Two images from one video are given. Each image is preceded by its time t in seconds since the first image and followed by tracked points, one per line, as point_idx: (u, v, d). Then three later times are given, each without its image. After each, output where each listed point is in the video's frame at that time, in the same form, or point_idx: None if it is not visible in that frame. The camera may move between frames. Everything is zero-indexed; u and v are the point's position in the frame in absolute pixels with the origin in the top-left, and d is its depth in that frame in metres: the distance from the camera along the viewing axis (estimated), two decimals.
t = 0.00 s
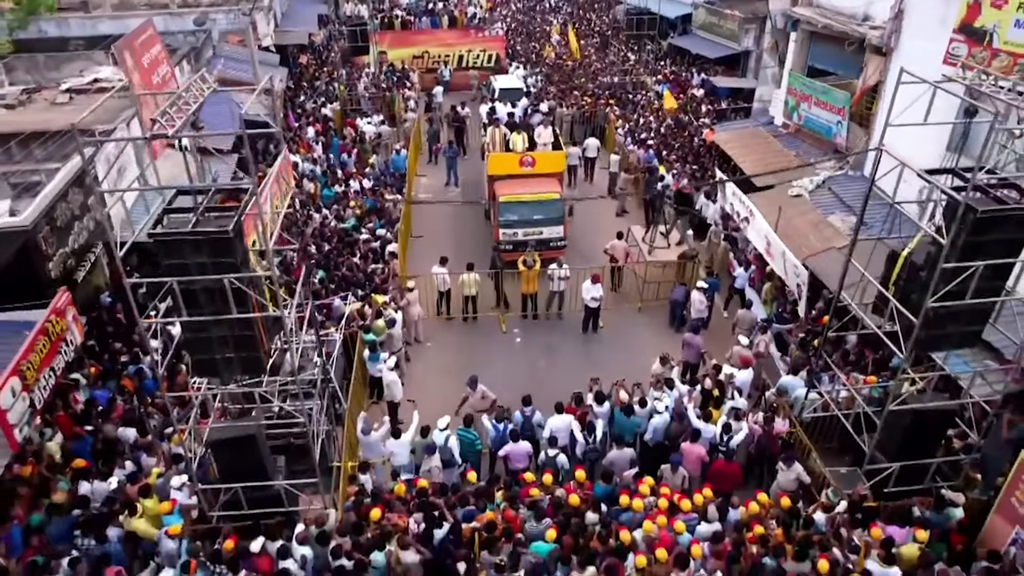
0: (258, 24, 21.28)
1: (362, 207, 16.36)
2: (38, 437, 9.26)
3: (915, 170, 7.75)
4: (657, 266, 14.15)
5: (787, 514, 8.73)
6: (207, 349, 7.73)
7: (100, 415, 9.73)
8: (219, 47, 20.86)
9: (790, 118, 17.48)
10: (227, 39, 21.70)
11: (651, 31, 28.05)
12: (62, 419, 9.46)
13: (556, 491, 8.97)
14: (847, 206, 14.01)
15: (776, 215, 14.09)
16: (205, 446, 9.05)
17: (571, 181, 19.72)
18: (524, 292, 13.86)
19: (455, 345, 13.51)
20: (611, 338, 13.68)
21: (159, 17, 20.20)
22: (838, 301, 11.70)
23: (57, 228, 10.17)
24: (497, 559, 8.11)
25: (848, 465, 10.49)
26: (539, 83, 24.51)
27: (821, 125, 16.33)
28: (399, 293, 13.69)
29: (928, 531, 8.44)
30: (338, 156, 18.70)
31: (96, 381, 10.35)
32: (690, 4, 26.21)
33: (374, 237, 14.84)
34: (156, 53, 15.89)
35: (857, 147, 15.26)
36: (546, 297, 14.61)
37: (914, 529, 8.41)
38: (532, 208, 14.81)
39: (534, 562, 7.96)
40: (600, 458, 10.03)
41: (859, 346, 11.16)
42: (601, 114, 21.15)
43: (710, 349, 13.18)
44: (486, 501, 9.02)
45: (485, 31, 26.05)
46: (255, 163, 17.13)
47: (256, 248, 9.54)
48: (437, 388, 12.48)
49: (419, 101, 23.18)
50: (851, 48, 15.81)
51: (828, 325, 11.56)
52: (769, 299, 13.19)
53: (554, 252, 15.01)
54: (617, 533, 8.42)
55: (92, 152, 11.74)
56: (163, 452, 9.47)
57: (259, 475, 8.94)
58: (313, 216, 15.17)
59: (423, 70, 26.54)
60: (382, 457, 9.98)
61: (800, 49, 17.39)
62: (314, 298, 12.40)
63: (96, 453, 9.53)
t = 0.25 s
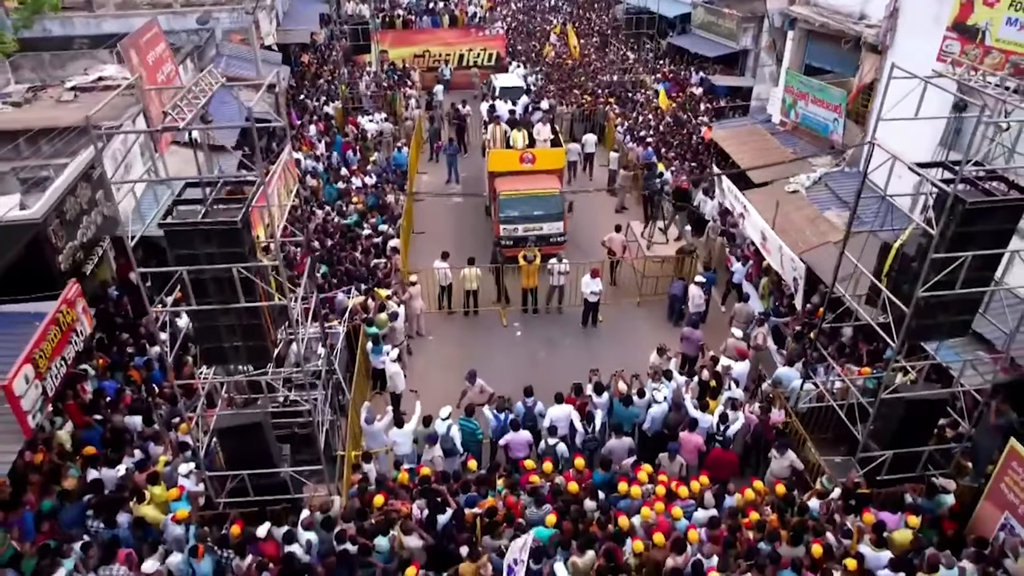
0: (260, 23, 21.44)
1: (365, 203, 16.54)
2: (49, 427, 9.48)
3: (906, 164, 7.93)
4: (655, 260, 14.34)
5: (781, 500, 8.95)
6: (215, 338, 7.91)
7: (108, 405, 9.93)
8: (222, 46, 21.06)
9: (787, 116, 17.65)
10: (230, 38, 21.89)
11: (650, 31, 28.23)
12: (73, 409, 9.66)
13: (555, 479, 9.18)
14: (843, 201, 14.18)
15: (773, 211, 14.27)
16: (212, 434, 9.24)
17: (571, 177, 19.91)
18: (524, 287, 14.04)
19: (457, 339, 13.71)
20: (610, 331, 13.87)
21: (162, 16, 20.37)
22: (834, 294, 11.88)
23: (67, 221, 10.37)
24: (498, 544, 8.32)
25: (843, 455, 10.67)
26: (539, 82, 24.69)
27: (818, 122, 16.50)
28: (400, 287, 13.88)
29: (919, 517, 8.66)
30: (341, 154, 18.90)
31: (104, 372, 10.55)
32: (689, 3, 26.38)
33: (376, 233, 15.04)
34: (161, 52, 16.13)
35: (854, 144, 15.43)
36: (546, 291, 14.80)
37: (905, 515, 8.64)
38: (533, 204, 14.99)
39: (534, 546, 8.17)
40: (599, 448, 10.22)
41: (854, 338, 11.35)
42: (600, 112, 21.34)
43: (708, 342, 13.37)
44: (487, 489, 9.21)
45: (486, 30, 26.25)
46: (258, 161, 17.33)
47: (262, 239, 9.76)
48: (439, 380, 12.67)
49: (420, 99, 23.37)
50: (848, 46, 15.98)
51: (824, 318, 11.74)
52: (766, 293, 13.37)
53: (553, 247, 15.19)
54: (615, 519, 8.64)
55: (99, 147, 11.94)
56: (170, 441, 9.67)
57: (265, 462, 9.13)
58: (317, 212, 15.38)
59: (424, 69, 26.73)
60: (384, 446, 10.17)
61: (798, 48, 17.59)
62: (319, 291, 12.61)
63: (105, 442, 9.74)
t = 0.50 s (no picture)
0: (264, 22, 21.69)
1: (368, 198, 16.79)
2: (64, 412, 9.76)
3: (895, 154, 8.20)
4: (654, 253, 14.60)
5: (775, 482, 9.23)
6: (226, 323, 8.17)
7: (120, 392, 10.19)
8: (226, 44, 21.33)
9: (784, 113, 17.92)
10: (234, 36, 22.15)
11: (649, 29, 28.49)
12: (86, 394, 9.96)
13: (556, 462, 9.45)
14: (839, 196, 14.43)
15: (769, 205, 14.53)
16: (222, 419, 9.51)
17: (570, 174, 20.17)
18: (525, 279, 14.30)
19: (459, 330, 13.97)
20: (609, 323, 14.13)
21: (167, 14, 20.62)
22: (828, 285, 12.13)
23: (79, 213, 10.63)
24: (501, 523, 8.59)
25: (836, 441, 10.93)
26: (539, 80, 24.94)
27: (813, 118, 16.76)
28: (403, 280, 14.14)
29: (909, 497, 8.95)
30: (344, 151, 19.16)
31: (115, 360, 10.81)
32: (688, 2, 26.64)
33: (380, 227, 15.31)
34: (168, 49, 16.40)
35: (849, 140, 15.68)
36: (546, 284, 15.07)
37: (895, 495, 8.93)
38: (533, 199, 15.26)
39: (535, 525, 8.45)
40: (598, 433, 10.48)
41: (848, 327, 11.61)
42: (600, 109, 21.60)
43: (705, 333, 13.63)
44: (490, 472, 9.47)
45: (486, 29, 26.51)
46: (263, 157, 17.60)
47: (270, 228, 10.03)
48: (441, 370, 12.94)
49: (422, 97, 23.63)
50: (842, 43, 16.26)
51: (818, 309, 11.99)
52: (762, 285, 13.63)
53: (554, 241, 15.44)
54: (614, 500, 8.92)
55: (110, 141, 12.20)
56: (181, 426, 9.94)
57: (273, 445, 9.41)
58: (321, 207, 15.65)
59: (426, 67, 27.00)
60: (389, 432, 10.43)
61: (794, 45, 17.86)
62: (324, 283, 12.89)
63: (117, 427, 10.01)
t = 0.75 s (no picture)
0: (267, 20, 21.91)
1: (371, 193, 17.03)
2: (76, 398, 10.03)
3: (884, 146, 8.47)
4: (652, 246, 14.88)
5: (768, 465, 9.50)
6: (236, 310, 8.44)
7: (130, 380, 10.47)
8: (230, 43, 21.57)
9: (781, 110, 18.16)
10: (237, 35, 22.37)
11: (648, 28, 28.75)
12: (97, 381, 10.27)
13: (555, 446, 9.71)
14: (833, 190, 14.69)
15: (764, 199, 14.79)
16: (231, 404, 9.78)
17: (570, 171, 20.45)
18: (525, 272, 14.57)
19: (460, 322, 14.25)
20: (608, 315, 14.39)
21: (172, 13, 20.87)
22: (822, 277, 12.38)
23: (91, 204, 10.89)
24: (503, 504, 8.88)
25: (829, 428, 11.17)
26: (540, 78, 25.18)
27: (809, 115, 17.01)
28: (406, 273, 14.41)
29: (898, 480, 9.21)
30: (346, 147, 19.41)
31: (124, 349, 11.08)
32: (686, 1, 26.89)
33: (383, 221, 15.59)
34: (173, 46, 16.66)
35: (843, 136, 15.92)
36: (546, 277, 15.35)
37: (885, 478, 9.21)
38: (533, 193, 15.52)
39: (535, 505, 8.71)
40: (597, 419, 10.75)
41: (841, 318, 11.86)
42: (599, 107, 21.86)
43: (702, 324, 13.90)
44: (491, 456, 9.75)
45: (487, 28, 26.75)
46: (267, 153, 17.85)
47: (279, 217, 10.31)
48: (444, 360, 13.22)
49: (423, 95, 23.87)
50: (837, 41, 16.52)
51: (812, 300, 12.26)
52: (758, 277, 13.90)
53: (553, 236, 15.70)
54: (611, 482, 9.19)
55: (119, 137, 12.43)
56: (190, 412, 10.20)
57: (281, 429, 9.67)
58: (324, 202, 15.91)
59: (427, 66, 27.24)
60: (392, 418, 10.70)
61: (790, 43, 18.11)
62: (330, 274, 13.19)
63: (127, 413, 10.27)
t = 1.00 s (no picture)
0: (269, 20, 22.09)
1: (373, 190, 17.19)
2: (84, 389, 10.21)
3: (876, 141, 8.66)
4: (651, 241, 15.07)
5: (764, 454, 9.68)
6: (242, 301, 8.64)
7: (138, 372, 10.66)
8: (232, 42, 21.75)
9: (778, 108, 18.34)
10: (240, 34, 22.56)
11: (647, 28, 28.94)
12: (105, 373, 10.44)
13: (555, 435, 9.90)
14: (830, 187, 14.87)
15: (761, 195, 14.98)
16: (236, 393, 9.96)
17: (569, 168, 20.67)
18: (525, 267, 14.75)
19: (461, 316, 14.44)
20: (607, 309, 14.57)
21: (175, 12, 21.07)
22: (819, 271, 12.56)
23: (98, 199, 11.08)
24: (504, 491, 9.05)
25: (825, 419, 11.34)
26: (540, 77, 25.36)
27: (806, 113, 17.18)
28: (407, 268, 14.60)
29: (891, 468, 9.39)
30: (348, 144, 19.58)
31: (131, 341, 11.27)
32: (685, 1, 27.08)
33: (385, 217, 15.76)
34: (178, 44, 16.89)
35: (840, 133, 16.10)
36: (546, 272, 15.53)
37: (878, 466, 9.36)
38: (533, 190, 15.71)
39: (535, 492, 8.89)
40: (596, 410, 10.93)
41: (837, 311, 12.04)
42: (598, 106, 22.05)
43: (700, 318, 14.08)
44: (491, 446, 9.93)
45: (487, 28, 26.93)
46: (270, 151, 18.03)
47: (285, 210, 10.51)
48: (446, 353, 13.41)
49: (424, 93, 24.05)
50: (834, 40, 16.79)
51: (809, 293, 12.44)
52: (755, 272, 14.08)
53: (553, 232, 15.87)
54: (610, 471, 9.37)
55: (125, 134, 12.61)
56: (196, 403, 10.37)
57: (285, 418, 9.85)
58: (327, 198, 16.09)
59: (428, 65, 27.42)
60: (395, 409, 10.89)
61: (787, 42, 18.31)
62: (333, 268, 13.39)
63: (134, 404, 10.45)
